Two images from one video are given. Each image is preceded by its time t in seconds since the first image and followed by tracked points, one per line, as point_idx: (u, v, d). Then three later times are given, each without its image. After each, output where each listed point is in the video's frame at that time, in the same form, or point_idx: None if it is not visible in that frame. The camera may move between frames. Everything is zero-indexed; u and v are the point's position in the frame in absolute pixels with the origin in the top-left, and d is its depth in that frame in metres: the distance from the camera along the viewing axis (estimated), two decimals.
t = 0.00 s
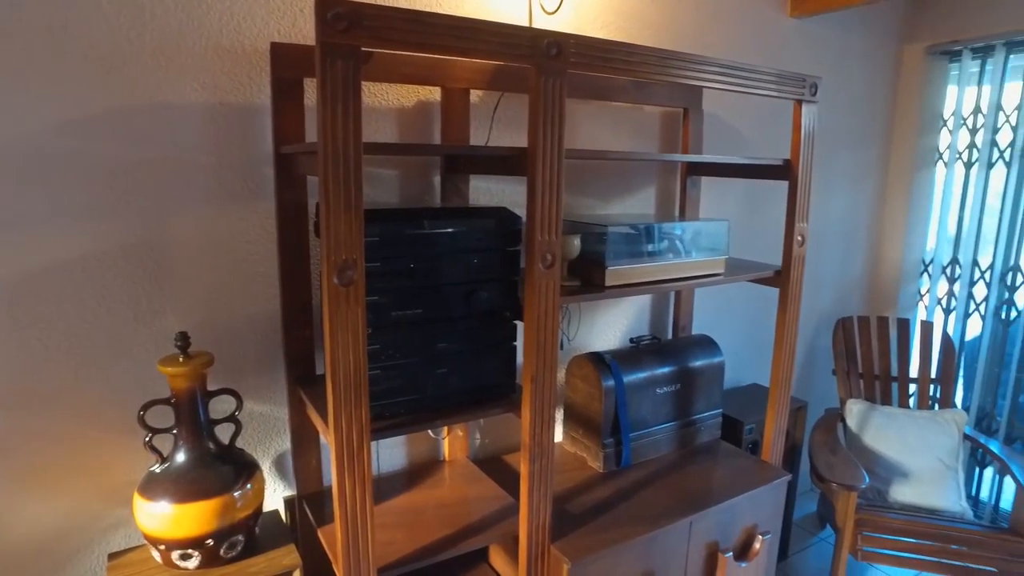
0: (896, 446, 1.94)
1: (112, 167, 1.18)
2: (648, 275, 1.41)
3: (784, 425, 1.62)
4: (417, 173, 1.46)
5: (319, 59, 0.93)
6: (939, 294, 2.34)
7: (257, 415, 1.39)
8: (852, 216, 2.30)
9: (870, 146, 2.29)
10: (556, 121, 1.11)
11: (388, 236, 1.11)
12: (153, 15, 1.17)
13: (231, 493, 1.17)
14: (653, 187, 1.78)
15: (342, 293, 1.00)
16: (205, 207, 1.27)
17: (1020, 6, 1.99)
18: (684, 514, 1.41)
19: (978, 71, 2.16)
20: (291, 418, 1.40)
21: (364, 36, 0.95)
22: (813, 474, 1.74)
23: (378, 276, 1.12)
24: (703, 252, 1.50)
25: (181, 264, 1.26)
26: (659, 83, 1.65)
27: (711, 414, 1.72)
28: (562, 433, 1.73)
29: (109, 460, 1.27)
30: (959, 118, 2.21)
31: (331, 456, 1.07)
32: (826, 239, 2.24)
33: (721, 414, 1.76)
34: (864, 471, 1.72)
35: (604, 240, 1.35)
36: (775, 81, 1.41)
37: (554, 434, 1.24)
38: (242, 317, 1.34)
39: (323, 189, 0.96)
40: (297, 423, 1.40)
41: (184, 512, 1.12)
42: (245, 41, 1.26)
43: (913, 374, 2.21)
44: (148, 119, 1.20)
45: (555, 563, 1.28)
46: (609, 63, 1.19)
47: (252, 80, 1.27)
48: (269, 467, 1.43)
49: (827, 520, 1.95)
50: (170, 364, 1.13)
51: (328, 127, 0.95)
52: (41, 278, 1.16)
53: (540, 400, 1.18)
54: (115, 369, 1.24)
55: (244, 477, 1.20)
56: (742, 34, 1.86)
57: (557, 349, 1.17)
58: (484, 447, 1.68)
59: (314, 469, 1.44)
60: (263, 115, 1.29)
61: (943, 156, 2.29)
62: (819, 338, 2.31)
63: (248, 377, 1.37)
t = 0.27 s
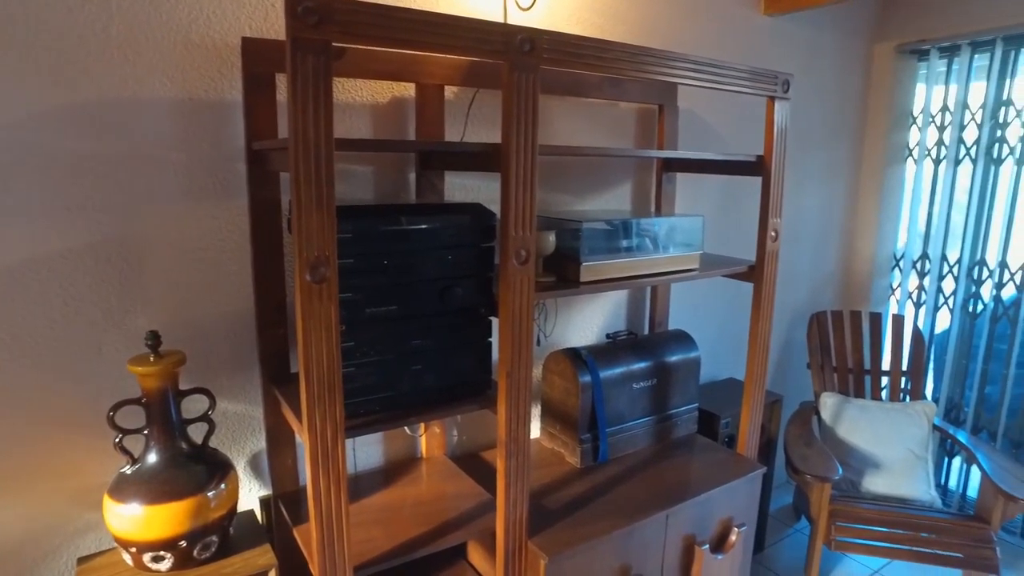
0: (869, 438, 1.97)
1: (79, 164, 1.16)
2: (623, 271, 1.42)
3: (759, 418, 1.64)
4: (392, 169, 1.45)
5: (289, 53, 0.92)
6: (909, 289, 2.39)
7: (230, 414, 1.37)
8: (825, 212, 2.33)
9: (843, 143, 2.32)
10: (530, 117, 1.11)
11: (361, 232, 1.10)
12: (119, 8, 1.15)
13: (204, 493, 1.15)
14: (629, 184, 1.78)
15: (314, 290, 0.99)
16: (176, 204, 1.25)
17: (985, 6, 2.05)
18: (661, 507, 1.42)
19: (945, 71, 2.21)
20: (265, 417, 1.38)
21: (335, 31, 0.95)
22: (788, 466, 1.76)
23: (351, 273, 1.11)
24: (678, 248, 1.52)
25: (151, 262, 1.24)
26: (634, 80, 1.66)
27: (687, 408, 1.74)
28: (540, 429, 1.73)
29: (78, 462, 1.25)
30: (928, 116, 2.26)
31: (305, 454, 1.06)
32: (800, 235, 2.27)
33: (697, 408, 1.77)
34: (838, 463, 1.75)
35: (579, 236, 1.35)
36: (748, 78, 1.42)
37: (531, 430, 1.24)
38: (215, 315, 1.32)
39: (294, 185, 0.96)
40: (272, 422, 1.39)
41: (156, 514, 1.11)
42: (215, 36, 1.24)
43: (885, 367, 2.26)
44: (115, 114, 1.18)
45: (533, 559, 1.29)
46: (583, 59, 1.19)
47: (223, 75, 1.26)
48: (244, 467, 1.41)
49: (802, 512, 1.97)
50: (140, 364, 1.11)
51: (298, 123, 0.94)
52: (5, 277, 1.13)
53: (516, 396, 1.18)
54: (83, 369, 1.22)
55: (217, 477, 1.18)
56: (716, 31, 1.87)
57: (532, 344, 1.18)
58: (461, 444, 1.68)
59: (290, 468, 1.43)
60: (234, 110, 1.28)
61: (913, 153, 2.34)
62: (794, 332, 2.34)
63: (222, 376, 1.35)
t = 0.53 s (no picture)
0: (842, 431, 2.00)
1: (43, 162, 1.14)
2: (597, 268, 1.43)
3: (734, 413, 1.66)
4: (366, 167, 1.44)
5: (257, 50, 0.91)
6: (881, 284, 2.43)
7: (203, 416, 1.36)
8: (798, 208, 2.35)
9: (816, 140, 2.35)
10: (502, 115, 1.11)
11: (332, 231, 1.10)
12: (84, 3, 1.13)
13: (176, 496, 1.14)
14: (605, 181, 1.79)
15: (285, 290, 0.98)
16: (144, 203, 1.23)
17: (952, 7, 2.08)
18: (637, 502, 1.43)
19: (914, 70, 2.24)
20: (238, 418, 1.37)
21: (303, 28, 0.94)
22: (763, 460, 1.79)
23: (323, 272, 1.11)
24: (652, 245, 1.52)
25: (119, 262, 1.22)
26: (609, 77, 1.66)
27: (663, 404, 1.75)
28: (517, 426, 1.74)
29: (45, 466, 1.23)
30: (897, 114, 2.30)
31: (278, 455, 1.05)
32: (774, 231, 2.29)
33: (673, 403, 1.79)
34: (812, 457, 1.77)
35: (553, 233, 1.36)
36: (720, 76, 1.43)
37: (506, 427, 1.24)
38: (186, 316, 1.31)
39: (263, 183, 0.94)
40: (245, 423, 1.37)
41: (125, 518, 1.09)
42: (183, 32, 1.22)
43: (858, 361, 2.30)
44: (80, 112, 1.15)
45: (509, 556, 1.29)
46: (555, 57, 1.19)
47: (192, 72, 1.24)
48: (218, 469, 1.40)
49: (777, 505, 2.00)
50: (108, 366, 1.09)
51: (267, 120, 0.93)
52: None
53: (490, 394, 1.18)
54: (50, 371, 1.20)
55: (189, 479, 1.17)
56: (690, 30, 1.88)
57: (506, 342, 1.18)
58: (438, 442, 1.68)
59: (264, 468, 1.41)
60: (204, 107, 1.26)
61: (884, 151, 2.35)
62: (769, 328, 2.37)
63: (193, 376, 1.34)
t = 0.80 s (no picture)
0: (818, 425, 2.02)
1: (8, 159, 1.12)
2: (574, 265, 1.43)
3: (711, 409, 1.67)
4: (341, 165, 1.43)
5: (226, 46, 0.90)
6: (857, 280, 2.46)
7: (177, 416, 1.34)
8: (775, 205, 2.37)
9: (792, 137, 2.37)
10: (477, 112, 1.11)
11: (306, 229, 1.09)
12: None
13: (148, 498, 1.12)
14: (582, 178, 1.80)
15: (256, 288, 0.97)
16: (114, 201, 1.21)
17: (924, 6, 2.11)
18: (615, 498, 1.43)
19: (887, 69, 2.27)
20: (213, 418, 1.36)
21: (273, 23, 0.93)
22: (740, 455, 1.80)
23: (296, 270, 1.10)
24: (629, 242, 1.53)
25: (88, 262, 1.21)
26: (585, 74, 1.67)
27: (641, 400, 1.76)
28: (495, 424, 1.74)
29: (13, 470, 1.21)
30: (872, 112, 2.32)
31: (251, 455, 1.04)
32: (751, 228, 2.31)
33: (651, 400, 1.80)
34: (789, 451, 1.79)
35: (529, 230, 1.36)
36: (695, 73, 1.44)
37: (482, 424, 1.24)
38: (158, 315, 1.29)
39: (234, 181, 0.93)
40: (220, 423, 1.36)
41: (95, 521, 1.07)
42: (152, 27, 1.20)
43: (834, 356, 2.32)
44: (46, 108, 1.13)
45: (487, 554, 1.29)
46: (529, 54, 1.19)
47: (162, 68, 1.22)
48: (192, 470, 1.38)
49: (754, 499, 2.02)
50: (76, 367, 1.08)
51: (236, 117, 0.92)
52: None
53: (466, 391, 1.18)
54: (17, 372, 1.18)
55: (162, 481, 1.16)
56: (666, 27, 1.89)
57: (481, 340, 1.17)
58: (416, 440, 1.67)
59: (240, 469, 1.40)
60: (175, 104, 1.24)
61: (859, 148, 2.39)
62: (746, 323, 2.39)
63: (166, 377, 1.32)
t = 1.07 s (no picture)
0: (793, 421, 2.05)
1: None
2: (549, 263, 1.43)
3: (687, 405, 1.69)
4: (315, 164, 1.42)
5: (191, 44, 0.89)
6: (831, 276, 2.49)
7: (148, 419, 1.33)
8: (751, 203, 2.40)
9: (767, 135, 2.39)
10: (448, 111, 1.11)
11: (277, 229, 1.08)
12: None
13: (118, 502, 1.11)
14: (558, 177, 1.80)
15: (226, 290, 0.96)
16: (81, 202, 1.20)
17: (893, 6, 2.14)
18: (592, 495, 1.44)
19: (858, 68, 2.31)
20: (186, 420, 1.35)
21: (240, 23, 0.92)
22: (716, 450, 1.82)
23: (267, 270, 1.09)
24: (604, 240, 1.54)
25: (56, 263, 1.19)
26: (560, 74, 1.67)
27: (618, 398, 1.77)
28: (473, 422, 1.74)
29: None
30: (844, 111, 2.36)
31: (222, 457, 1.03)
32: (726, 225, 2.33)
33: (628, 397, 1.81)
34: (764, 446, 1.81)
35: (504, 229, 1.36)
36: (668, 71, 1.45)
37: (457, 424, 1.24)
38: (129, 317, 1.28)
39: (202, 181, 0.92)
40: (193, 425, 1.35)
41: (62, 527, 1.06)
42: (119, 25, 1.19)
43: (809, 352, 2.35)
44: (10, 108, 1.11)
45: (464, 552, 1.29)
46: (501, 53, 1.19)
47: (129, 66, 1.21)
48: (165, 473, 1.37)
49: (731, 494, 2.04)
50: (41, 371, 1.06)
51: (203, 117, 0.91)
52: None
53: (441, 390, 1.18)
54: None
55: (133, 484, 1.15)
56: (641, 27, 1.90)
57: (455, 339, 1.18)
58: (393, 440, 1.67)
59: (214, 471, 1.39)
60: (143, 103, 1.23)
61: (832, 147, 2.42)
62: (723, 320, 2.41)
63: (137, 379, 1.31)
